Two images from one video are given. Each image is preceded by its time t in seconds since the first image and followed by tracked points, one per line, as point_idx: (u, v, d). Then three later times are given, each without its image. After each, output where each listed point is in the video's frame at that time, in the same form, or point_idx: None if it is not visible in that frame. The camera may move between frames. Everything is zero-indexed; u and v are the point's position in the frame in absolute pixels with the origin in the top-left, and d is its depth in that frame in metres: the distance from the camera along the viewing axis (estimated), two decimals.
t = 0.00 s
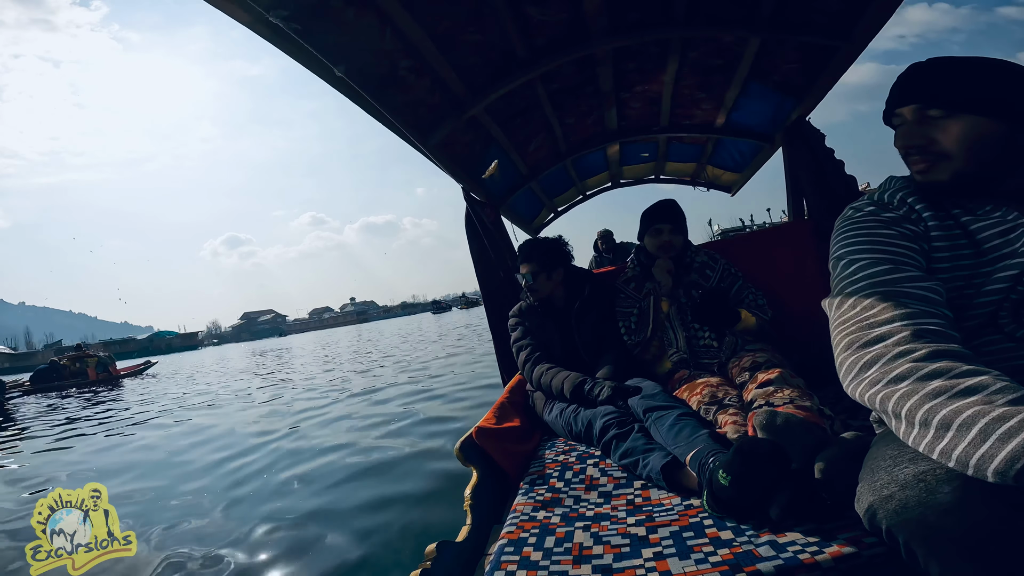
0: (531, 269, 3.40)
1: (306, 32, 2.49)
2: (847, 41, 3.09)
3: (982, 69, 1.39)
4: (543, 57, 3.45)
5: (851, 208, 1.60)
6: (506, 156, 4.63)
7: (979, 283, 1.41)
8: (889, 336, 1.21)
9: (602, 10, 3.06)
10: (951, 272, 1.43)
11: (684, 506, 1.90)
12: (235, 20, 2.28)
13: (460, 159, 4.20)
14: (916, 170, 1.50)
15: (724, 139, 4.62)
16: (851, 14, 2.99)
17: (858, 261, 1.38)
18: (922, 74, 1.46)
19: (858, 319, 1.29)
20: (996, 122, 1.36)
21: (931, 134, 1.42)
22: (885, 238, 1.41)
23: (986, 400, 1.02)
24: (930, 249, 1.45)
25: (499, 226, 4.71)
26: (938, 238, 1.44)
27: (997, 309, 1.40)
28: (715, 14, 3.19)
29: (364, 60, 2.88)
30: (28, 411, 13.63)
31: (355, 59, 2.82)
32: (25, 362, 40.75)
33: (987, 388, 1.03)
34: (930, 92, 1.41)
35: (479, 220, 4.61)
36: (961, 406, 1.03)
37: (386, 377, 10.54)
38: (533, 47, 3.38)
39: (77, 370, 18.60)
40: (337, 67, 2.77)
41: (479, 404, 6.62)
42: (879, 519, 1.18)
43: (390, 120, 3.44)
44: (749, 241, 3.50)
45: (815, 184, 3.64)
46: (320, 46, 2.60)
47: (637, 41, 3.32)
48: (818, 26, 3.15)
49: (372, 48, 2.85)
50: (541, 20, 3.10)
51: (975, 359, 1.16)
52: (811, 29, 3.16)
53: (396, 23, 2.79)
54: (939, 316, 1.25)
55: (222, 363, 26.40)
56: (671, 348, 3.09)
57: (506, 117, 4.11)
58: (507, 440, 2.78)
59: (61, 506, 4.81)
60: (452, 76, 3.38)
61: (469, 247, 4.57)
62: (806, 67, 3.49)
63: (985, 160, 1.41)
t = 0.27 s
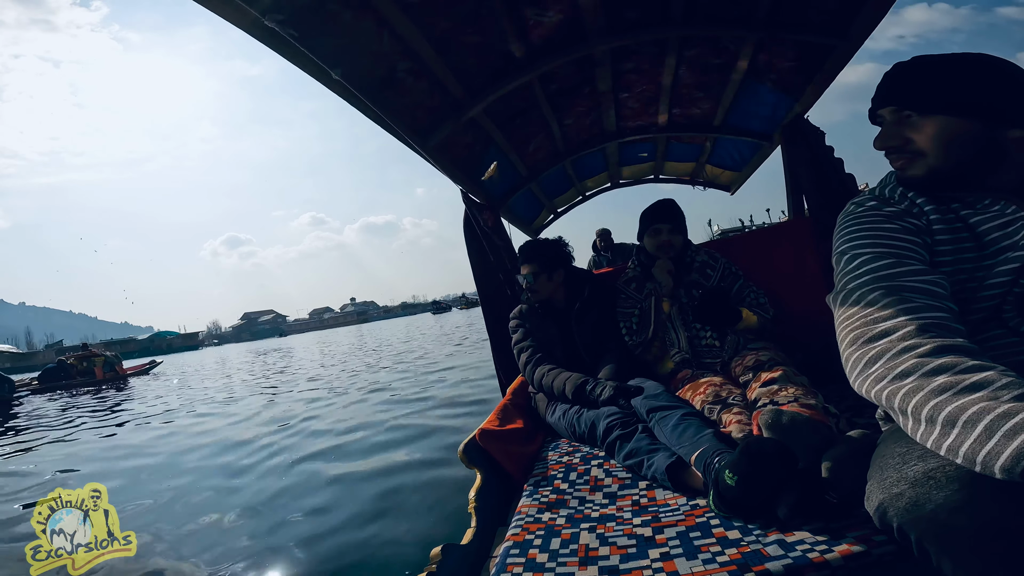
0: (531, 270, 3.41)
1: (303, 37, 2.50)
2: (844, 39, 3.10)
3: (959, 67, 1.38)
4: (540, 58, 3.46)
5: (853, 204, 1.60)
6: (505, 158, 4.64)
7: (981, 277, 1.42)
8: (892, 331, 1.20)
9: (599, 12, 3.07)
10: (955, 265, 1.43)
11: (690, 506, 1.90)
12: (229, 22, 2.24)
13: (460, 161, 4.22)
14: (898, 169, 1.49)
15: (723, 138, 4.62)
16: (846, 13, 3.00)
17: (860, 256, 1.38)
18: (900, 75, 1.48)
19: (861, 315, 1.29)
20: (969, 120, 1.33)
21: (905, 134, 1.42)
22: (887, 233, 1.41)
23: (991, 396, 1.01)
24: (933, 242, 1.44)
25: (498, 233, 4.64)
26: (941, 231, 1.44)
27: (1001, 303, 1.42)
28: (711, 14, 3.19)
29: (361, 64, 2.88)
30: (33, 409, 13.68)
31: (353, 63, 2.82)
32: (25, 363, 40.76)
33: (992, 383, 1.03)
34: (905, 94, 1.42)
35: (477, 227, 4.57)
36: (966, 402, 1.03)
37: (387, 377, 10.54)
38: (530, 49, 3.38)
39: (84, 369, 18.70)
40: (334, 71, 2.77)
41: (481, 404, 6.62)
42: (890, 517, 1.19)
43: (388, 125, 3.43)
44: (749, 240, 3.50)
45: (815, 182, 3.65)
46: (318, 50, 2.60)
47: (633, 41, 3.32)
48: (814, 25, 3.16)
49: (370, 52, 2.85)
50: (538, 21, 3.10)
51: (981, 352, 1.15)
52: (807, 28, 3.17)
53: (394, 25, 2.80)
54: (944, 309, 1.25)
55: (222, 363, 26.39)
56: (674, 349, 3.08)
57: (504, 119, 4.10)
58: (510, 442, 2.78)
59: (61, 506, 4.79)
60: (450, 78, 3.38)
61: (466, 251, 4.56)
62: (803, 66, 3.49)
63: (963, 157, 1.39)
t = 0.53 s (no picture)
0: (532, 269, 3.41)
1: (302, 36, 2.52)
2: (845, 38, 3.10)
3: (954, 71, 1.38)
4: (540, 58, 3.46)
5: (848, 206, 1.60)
6: (506, 157, 4.65)
7: (978, 280, 1.42)
8: (886, 336, 1.21)
9: (600, 11, 3.07)
10: (951, 269, 1.43)
11: (688, 506, 1.90)
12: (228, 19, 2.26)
13: (459, 159, 4.26)
14: (895, 174, 1.49)
15: (724, 137, 4.63)
16: (846, 12, 3.01)
17: (856, 259, 1.38)
18: (891, 81, 1.48)
19: (855, 319, 1.29)
20: (966, 124, 1.32)
21: (902, 139, 1.42)
22: (882, 235, 1.41)
23: (985, 398, 1.01)
24: (928, 246, 1.44)
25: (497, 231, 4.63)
26: (936, 235, 1.44)
27: (999, 306, 1.42)
28: (712, 14, 3.19)
29: (360, 63, 2.89)
30: (37, 408, 13.75)
31: (352, 61, 2.84)
32: (27, 362, 40.82)
33: (985, 386, 1.03)
34: (900, 99, 1.42)
35: (477, 227, 4.58)
36: (959, 405, 1.04)
37: (388, 377, 10.54)
38: (531, 47, 3.38)
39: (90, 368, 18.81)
40: (334, 70, 2.80)
41: (481, 404, 6.62)
42: (887, 519, 1.19)
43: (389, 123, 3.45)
44: (750, 239, 3.49)
45: (816, 182, 3.66)
46: (319, 48, 2.63)
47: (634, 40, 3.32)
48: (815, 25, 3.16)
49: (371, 51, 2.87)
50: (539, 19, 3.10)
51: (975, 355, 1.15)
52: (808, 28, 3.17)
53: (394, 24, 2.81)
54: (939, 313, 1.25)
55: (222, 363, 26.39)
56: (674, 349, 3.06)
57: (505, 118, 4.11)
58: (509, 441, 2.78)
59: (61, 507, 4.80)
60: (451, 76, 3.39)
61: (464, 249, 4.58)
62: (804, 65, 3.49)
63: (959, 161, 1.38)
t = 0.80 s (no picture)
0: (533, 268, 3.40)
1: (308, 31, 2.53)
2: (851, 40, 3.09)
3: (952, 78, 1.38)
4: (545, 56, 3.46)
5: (846, 211, 1.61)
6: (509, 155, 4.66)
7: (976, 286, 1.42)
8: (881, 342, 1.21)
9: (606, 10, 3.07)
10: (948, 275, 1.43)
11: (684, 505, 1.91)
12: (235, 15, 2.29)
13: (461, 156, 4.28)
14: (895, 182, 1.49)
15: (727, 138, 4.63)
16: (856, 14, 3.00)
17: (853, 265, 1.38)
18: (887, 90, 1.49)
19: (851, 325, 1.29)
20: (967, 133, 1.34)
21: (903, 147, 1.42)
22: (879, 241, 1.41)
23: (976, 404, 1.02)
24: (926, 251, 1.45)
25: (498, 227, 4.71)
26: (934, 241, 1.44)
27: (997, 314, 1.43)
28: (718, 14, 3.19)
29: (365, 58, 2.91)
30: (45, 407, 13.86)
31: (356, 57, 2.86)
32: (30, 361, 40.93)
33: (977, 393, 1.04)
34: (899, 107, 1.43)
35: (479, 219, 4.60)
36: (951, 412, 1.04)
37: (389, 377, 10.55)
38: (536, 45, 3.38)
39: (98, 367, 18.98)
40: (338, 65, 2.81)
41: (481, 405, 6.63)
42: (879, 522, 1.19)
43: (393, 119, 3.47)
44: (751, 240, 3.51)
45: (819, 182, 3.65)
46: (325, 43, 2.66)
47: (638, 40, 3.33)
48: (823, 26, 3.16)
49: (376, 46, 2.89)
50: (545, 17, 3.10)
51: (969, 362, 1.16)
52: (815, 29, 3.16)
53: (399, 20, 2.82)
54: (933, 320, 1.25)
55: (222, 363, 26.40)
56: (672, 349, 3.08)
57: (508, 116, 4.11)
58: (508, 439, 2.78)
59: (61, 506, 4.80)
60: (456, 72, 3.38)
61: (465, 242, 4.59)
62: (810, 66, 3.50)
63: (961, 170, 1.40)
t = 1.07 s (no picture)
0: (533, 266, 3.41)
1: (312, 28, 2.48)
2: (856, 42, 3.09)
3: (947, 89, 1.37)
4: (548, 55, 3.46)
5: (846, 215, 1.61)
6: (511, 153, 4.66)
7: (974, 292, 1.42)
8: (877, 346, 1.21)
9: (610, 9, 3.08)
10: (946, 281, 1.43)
11: (679, 505, 1.91)
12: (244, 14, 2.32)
13: (464, 154, 4.28)
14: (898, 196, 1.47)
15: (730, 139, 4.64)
16: (860, 16, 3.00)
17: (851, 270, 1.39)
18: (884, 103, 1.47)
19: (848, 329, 1.30)
20: (968, 145, 1.33)
21: (904, 160, 1.40)
22: (877, 246, 1.42)
23: (972, 408, 1.02)
24: (923, 257, 1.45)
25: (498, 225, 4.70)
26: (932, 246, 1.45)
27: (996, 320, 1.43)
28: (723, 14, 3.18)
29: (370, 55, 2.91)
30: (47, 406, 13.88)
31: (361, 53, 2.84)
32: (32, 360, 40.98)
33: (972, 396, 1.04)
34: (898, 121, 1.40)
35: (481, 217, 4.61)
36: (946, 415, 1.05)
37: (389, 377, 10.57)
38: (539, 44, 3.38)
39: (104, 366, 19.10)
40: (342, 62, 2.80)
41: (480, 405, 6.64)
42: (872, 525, 1.20)
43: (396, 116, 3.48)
44: (752, 240, 3.51)
45: (821, 184, 3.67)
46: (331, 39, 2.63)
47: (643, 39, 3.33)
48: (829, 27, 3.15)
49: (380, 44, 2.89)
50: (550, 16, 3.11)
51: (965, 367, 1.16)
52: (820, 30, 3.16)
53: (402, 17, 2.82)
54: (930, 325, 1.26)
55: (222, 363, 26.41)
56: (671, 349, 3.09)
57: (510, 114, 4.12)
58: (505, 437, 2.79)
59: (61, 507, 4.81)
60: (457, 69, 3.39)
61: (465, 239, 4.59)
62: (814, 68, 3.50)
63: (963, 182, 1.39)
